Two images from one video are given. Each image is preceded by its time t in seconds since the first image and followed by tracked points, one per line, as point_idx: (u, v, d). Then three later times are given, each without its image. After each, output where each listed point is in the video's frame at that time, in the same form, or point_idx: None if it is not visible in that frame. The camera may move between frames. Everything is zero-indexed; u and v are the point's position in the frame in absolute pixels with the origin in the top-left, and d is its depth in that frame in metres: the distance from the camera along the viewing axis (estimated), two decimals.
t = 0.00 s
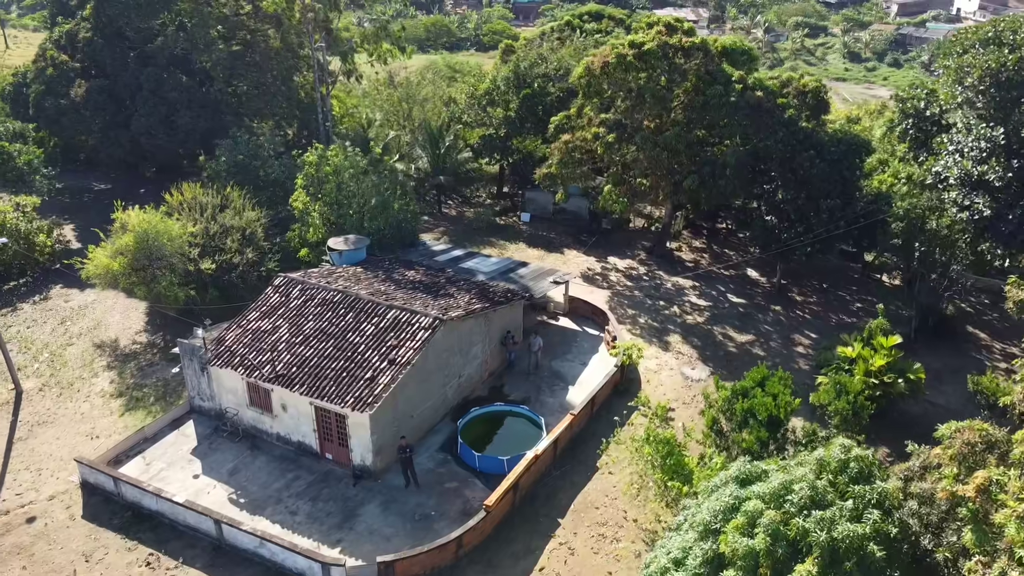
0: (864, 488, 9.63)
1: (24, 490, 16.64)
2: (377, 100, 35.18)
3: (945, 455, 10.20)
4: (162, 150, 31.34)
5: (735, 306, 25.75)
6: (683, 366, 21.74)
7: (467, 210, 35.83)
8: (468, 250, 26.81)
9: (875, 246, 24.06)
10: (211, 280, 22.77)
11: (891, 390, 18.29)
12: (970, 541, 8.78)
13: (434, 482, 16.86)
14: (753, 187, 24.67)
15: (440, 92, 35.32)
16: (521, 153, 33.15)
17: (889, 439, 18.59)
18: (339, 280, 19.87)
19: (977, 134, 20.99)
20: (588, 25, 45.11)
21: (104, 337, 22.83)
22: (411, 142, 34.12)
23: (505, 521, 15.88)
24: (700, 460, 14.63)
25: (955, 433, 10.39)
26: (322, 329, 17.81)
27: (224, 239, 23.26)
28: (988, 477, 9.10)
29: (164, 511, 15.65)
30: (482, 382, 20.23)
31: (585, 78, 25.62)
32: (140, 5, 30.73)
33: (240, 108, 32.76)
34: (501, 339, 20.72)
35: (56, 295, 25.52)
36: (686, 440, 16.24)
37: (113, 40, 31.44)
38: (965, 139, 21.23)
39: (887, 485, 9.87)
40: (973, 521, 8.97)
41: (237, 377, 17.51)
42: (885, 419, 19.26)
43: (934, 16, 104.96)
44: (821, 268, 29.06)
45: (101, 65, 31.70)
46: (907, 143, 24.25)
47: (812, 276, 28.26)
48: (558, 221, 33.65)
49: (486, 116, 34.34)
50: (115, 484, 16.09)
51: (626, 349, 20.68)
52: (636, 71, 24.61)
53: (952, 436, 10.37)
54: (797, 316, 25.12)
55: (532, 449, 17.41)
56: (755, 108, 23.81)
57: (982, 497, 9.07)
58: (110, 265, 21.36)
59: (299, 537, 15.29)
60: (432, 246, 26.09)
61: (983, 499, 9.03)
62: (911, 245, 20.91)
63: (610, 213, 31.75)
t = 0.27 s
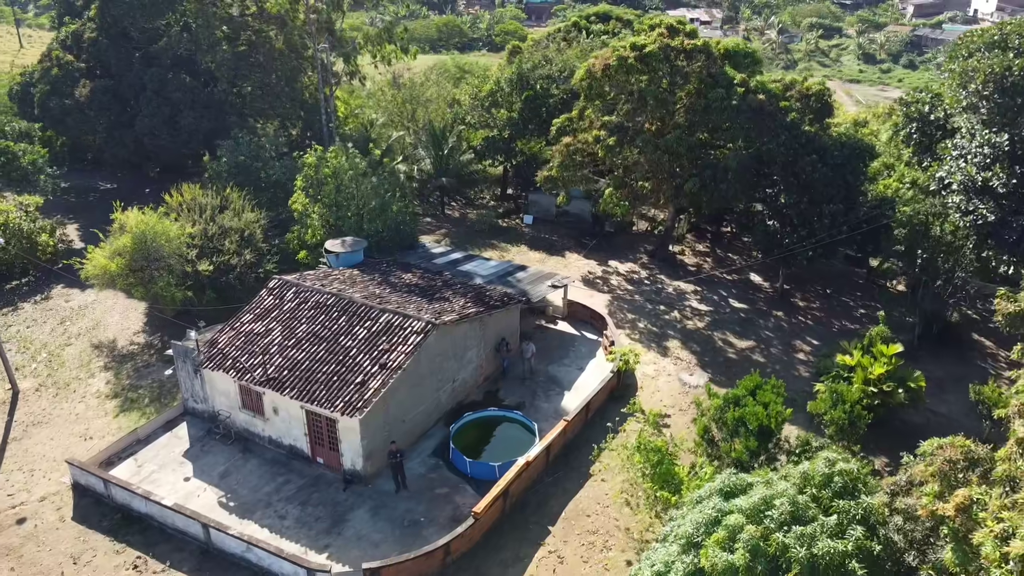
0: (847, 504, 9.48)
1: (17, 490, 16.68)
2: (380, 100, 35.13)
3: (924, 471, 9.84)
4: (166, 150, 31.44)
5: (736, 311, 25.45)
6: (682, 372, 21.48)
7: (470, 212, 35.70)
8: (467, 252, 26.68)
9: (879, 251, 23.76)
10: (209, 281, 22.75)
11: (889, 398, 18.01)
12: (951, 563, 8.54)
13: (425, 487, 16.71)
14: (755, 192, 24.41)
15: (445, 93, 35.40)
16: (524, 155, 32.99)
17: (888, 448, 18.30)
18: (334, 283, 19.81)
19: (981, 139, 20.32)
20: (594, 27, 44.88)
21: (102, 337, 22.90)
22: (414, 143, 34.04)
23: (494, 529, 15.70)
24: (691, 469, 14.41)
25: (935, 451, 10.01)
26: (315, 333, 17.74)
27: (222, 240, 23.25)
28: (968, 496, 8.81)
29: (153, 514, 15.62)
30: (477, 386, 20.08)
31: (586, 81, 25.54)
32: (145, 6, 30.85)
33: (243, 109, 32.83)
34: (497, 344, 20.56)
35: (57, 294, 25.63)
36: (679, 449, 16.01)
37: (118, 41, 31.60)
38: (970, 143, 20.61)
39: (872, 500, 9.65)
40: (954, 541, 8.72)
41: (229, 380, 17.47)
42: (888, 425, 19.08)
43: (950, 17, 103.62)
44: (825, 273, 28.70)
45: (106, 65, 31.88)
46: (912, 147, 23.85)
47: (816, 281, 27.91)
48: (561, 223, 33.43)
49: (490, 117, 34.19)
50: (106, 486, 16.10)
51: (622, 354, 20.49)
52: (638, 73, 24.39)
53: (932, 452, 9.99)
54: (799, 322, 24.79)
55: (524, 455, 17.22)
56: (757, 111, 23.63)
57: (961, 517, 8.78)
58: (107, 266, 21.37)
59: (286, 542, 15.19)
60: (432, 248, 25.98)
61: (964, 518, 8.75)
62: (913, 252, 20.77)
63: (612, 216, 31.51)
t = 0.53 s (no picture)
0: (820, 519, 9.36)
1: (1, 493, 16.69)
2: (377, 102, 35.09)
3: (893, 486, 9.63)
4: (161, 152, 31.56)
5: (730, 316, 25.27)
6: (672, 378, 21.32)
7: (466, 214, 35.61)
8: (460, 256, 26.59)
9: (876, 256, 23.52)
10: (198, 283, 22.70)
11: (879, 406, 17.83)
12: None
13: (409, 494, 16.62)
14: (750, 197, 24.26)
15: (443, 95, 35.40)
16: (520, 157, 32.86)
17: (879, 456, 18.01)
18: (322, 287, 19.74)
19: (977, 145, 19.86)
20: (595, 28, 44.73)
21: (92, 340, 22.92)
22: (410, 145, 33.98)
23: (477, 536, 15.57)
24: (673, 477, 14.29)
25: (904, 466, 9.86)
26: (300, 338, 17.67)
27: (213, 242, 23.24)
28: (932, 511, 8.70)
29: (134, 519, 15.59)
30: (465, 392, 19.98)
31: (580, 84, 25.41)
32: (142, 7, 30.86)
33: (240, 110, 32.87)
34: (486, 349, 20.44)
35: (51, 296, 25.69)
36: (663, 457, 15.87)
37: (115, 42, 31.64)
38: (964, 149, 20.23)
39: (844, 515, 9.50)
40: (922, 561, 8.64)
41: (214, 384, 17.43)
42: (880, 433, 18.76)
43: (961, 18, 102.58)
44: (822, 278, 28.47)
45: (104, 67, 31.98)
46: (907, 151, 23.63)
47: (812, 286, 27.69)
48: (557, 226, 33.30)
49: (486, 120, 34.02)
50: (88, 490, 16.08)
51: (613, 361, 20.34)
52: (633, 77, 24.18)
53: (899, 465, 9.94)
54: (794, 328, 24.58)
55: (509, 461, 17.09)
56: (751, 116, 23.52)
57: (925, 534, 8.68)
58: (97, 268, 21.37)
59: (267, 548, 15.11)
60: (425, 251, 25.88)
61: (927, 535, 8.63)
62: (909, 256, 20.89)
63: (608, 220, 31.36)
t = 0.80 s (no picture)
0: (784, 531, 9.28)
1: None
2: (370, 104, 35.01)
3: (852, 502, 9.60)
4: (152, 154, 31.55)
5: (718, 321, 25.16)
6: (658, 384, 21.22)
7: (459, 217, 35.53)
8: (449, 260, 26.52)
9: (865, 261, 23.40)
10: (184, 287, 22.68)
11: (863, 415, 17.71)
12: None
13: (388, 501, 16.56)
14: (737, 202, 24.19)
15: (436, 97, 35.33)
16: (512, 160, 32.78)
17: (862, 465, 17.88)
18: (306, 292, 19.70)
19: (964, 150, 19.75)
20: (591, 30, 44.57)
21: (78, 343, 22.91)
22: (403, 148, 33.92)
23: (455, 544, 15.49)
24: (650, 486, 14.22)
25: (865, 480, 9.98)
26: (281, 343, 17.62)
27: (199, 246, 23.19)
28: (889, 528, 8.54)
29: (111, 525, 15.55)
30: (448, 397, 19.91)
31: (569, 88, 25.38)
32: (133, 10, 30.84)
33: (232, 113, 32.85)
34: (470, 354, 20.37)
35: (39, 299, 25.69)
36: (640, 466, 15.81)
37: (106, 44, 31.65)
38: (952, 154, 20.10)
39: (809, 529, 9.40)
40: None
41: (194, 390, 17.40)
42: (864, 441, 18.61)
43: (964, 19, 102.03)
44: (813, 282, 28.34)
45: (95, 69, 31.98)
46: (894, 156, 23.52)
47: (802, 290, 27.56)
48: (549, 230, 33.21)
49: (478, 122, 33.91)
50: (67, 496, 16.07)
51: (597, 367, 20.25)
52: (621, 80, 24.20)
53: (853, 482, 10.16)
54: (782, 333, 24.47)
55: (489, 469, 17.01)
56: (739, 120, 23.45)
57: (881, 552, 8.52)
58: (83, 272, 21.31)
59: (243, 555, 15.06)
60: (413, 255, 25.81)
61: (883, 552, 8.48)
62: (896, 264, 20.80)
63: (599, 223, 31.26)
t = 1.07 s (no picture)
0: (743, 548, 9.21)
1: None
2: (361, 107, 34.99)
3: (806, 522, 9.64)
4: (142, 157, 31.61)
5: (706, 326, 25.08)
6: (642, 390, 21.15)
7: (451, 220, 35.51)
8: (436, 264, 26.52)
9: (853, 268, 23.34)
10: (170, 291, 22.72)
11: (845, 423, 17.64)
12: None
13: (366, 509, 16.51)
14: (724, 207, 23.99)
15: (428, 100, 35.32)
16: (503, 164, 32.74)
17: (844, 473, 17.79)
18: (288, 297, 19.69)
19: (949, 155, 19.64)
20: (586, 32, 44.49)
21: (64, 347, 22.93)
22: (394, 151, 33.91)
23: (431, 553, 15.42)
24: (625, 496, 14.13)
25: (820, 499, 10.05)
26: (261, 349, 17.61)
27: (185, 250, 23.20)
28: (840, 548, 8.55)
29: (88, 532, 15.54)
30: (431, 403, 19.86)
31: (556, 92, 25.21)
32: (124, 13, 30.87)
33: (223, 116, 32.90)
34: (453, 360, 20.34)
35: (27, 302, 25.73)
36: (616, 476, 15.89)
37: (97, 47, 31.68)
38: (937, 160, 19.99)
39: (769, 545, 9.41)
40: None
41: (174, 396, 17.39)
42: (847, 450, 18.52)
43: (966, 21, 101.52)
44: (803, 287, 28.23)
45: (87, 72, 32.04)
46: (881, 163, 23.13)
47: (792, 296, 27.46)
48: (540, 233, 33.17)
49: (470, 125, 33.87)
50: (44, 502, 16.07)
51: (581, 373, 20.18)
52: (608, 84, 24.03)
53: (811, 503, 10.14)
54: (770, 339, 24.39)
55: (468, 476, 16.96)
56: (726, 125, 23.43)
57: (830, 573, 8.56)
58: (67, 276, 21.30)
59: (219, 563, 15.02)
60: (400, 259, 25.77)
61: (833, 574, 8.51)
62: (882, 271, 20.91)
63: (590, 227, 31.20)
